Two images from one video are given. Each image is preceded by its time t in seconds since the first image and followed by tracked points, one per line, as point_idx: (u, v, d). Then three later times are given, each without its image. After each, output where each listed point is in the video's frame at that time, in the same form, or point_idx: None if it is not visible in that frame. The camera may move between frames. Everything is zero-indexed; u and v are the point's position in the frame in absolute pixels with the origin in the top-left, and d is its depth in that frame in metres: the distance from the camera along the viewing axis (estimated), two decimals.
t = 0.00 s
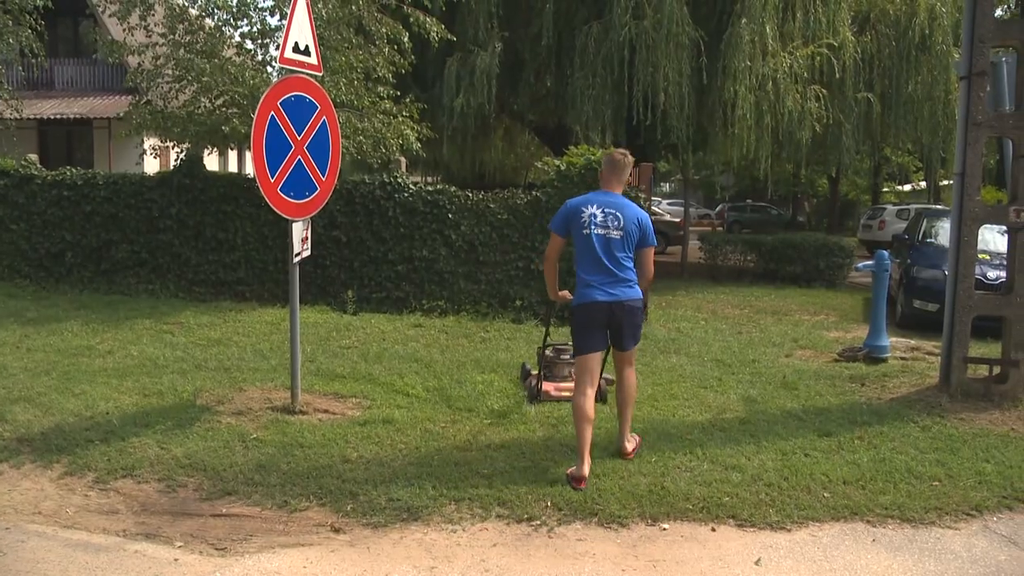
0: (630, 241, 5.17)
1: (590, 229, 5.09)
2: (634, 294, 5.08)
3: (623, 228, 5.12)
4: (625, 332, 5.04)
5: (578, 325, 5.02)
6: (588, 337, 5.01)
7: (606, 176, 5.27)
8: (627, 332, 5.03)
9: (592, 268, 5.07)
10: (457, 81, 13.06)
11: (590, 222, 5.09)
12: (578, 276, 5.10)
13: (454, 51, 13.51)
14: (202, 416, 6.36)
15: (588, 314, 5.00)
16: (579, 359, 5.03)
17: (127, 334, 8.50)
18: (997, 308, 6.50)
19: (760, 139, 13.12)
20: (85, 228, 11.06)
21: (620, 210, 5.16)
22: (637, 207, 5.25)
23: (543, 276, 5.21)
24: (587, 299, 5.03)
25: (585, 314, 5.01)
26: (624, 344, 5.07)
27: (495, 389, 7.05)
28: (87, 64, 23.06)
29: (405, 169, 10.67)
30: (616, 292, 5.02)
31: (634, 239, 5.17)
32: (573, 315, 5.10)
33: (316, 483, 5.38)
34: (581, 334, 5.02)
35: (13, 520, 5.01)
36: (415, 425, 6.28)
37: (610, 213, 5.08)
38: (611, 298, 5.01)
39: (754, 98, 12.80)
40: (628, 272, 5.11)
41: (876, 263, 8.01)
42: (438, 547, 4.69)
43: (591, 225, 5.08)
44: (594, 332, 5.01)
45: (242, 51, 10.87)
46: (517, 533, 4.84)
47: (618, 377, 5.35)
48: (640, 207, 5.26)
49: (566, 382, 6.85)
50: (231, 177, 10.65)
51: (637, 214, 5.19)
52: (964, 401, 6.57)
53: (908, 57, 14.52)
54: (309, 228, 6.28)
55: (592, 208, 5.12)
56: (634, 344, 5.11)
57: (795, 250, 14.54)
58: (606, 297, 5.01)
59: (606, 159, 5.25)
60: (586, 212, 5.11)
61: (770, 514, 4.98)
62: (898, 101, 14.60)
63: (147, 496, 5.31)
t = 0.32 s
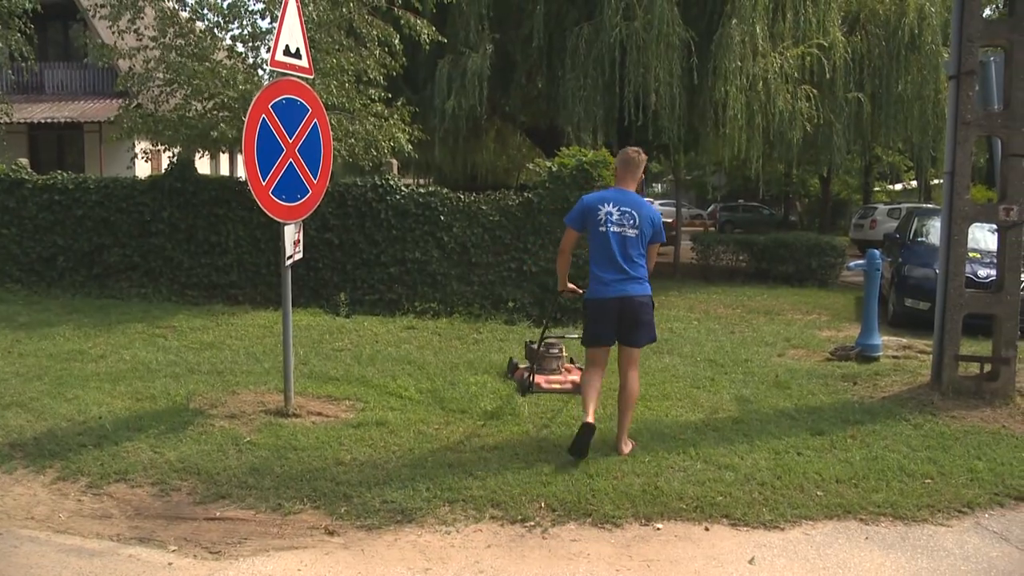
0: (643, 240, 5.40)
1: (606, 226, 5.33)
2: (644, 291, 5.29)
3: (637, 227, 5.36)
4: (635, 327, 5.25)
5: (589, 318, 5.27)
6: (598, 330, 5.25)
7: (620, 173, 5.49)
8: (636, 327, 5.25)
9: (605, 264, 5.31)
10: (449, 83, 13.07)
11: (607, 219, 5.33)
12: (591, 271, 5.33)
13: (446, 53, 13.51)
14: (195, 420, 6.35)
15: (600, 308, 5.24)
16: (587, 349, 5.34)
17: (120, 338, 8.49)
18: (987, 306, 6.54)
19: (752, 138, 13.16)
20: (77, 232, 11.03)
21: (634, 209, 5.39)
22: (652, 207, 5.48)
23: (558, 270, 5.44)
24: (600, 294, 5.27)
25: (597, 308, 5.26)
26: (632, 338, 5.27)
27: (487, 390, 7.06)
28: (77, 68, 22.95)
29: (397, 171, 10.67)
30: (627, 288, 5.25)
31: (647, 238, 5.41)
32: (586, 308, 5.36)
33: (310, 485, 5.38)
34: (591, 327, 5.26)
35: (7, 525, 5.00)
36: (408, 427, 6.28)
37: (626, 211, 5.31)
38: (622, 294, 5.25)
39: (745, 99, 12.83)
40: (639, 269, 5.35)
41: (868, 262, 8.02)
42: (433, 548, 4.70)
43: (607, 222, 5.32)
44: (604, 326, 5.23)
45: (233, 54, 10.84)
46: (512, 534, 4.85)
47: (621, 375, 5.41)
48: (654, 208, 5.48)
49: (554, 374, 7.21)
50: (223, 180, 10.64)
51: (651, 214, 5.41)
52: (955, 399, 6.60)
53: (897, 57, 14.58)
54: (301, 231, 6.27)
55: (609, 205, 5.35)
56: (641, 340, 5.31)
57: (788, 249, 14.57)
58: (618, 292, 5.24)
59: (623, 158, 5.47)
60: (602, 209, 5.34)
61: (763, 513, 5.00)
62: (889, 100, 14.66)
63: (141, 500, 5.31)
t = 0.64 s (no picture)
0: (659, 236, 5.57)
1: (624, 223, 5.50)
2: (660, 284, 5.43)
3: (653, 223, 5.54)
4: (650, 320, 5.39)
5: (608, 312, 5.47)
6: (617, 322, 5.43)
7: (629, 175, 5.72)
8: (651, 319, 5.38)
9: (623, 260, 5.47)
10: (454, 83, 13.07)
11: (624, 217, 5.50)
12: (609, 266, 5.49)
13: (451, 52, 13.51)
14: (203, 420, 6.37)
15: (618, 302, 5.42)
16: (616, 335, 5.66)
17: (128, 339, 8.51)
18: (995, 303, 6.52)
19: (758, 136, 13.14)
20: (84, 233, 11.06)
21: (650, 207, 5.58)
22: (666, 206, 5.67)
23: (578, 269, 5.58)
24: (617, 289, 5.45)
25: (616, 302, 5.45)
26: (647, 330, 5.39)
27: (495, 389, 7.06)
28: (84, 70, 23.02)
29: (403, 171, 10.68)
30: (643, 281, 5.40)
31: (663, 234, 5.58)
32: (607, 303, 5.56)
33: (318, 484, 5.39)
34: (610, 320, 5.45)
35: (17, 524, 5.02)
36: (415, 426, 6.29)
37: (643, 209, 5.50)
38: (639, 288, 5.40)
39: (751, 97, 12.82)
40: (656, 263, 5.50)
41: (874, 259, 7.99)
42: (441, 547, 4.70)
43: (625, 220, 5.50)
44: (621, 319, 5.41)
45: (237, 54, 10.80)
46: (520, 532, 4.85)
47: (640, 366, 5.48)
48: (668, 206, 5.67)
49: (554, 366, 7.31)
50: (229, 181, 10.66)
51: (666, 211, 5.60)
52: (964, 397, 6.58)
53: (903, 53, 14.55)
54: (308, 231, 6.29)
55: (627, 205, 5.54)
56: (657, 331, 5.41)
57: (794, 247, 14.55)
58: (634, 286, 5.40)
59: (634, 160, 5.69)
60: (621, 209, 5.53)
61: (771, 511, 4.99)
62: (895, 97, 14.63)
63: (149, 500, 5.32)
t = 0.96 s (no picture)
0: (682, 230, 6.02)
1: (651, 223, 5.92)
2: (692, 276, 5.89)
3: (676, 219, 6.00)
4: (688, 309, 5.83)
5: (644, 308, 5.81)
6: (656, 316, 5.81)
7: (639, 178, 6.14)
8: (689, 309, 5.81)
9: (655, 257, 5.87)
10: (471, 85, 13.09)
11: (650, 217, 5.93)
12: (644, 265, 5.88)
13: (467, 55, 13.52)
14: (221, 421, 6.39)
15: (656, 296, 5.80)
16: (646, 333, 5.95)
17: (146, 340, 8.56)
18: (1017, 306, 6.46)
19: (775, 139, 13.09)
20: (103, 235, 11.14)
21: (669, 205, 6.04)
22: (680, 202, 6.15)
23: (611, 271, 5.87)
24: (653, 284, 5.83)
25: (652, 297, 5.81)
26: (687, 319, 5.82)
27: (512, 391, 7.04)
28: (104, 73, 23.16)
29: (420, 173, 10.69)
30: (679, 274, 5.83)
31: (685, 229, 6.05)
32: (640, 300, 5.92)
33: (335, 486, 5.40)
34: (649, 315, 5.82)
35: (37, 524, 5.06)
36: (432, 428, 6.29)
37: (666, 207, 5.95)
38: (674, 280, 5.83)
39: (768, 99, 12.77)
40: (685, 257, 5.94)
41: (893, 262, 7.94)
42: (458, 550, 4.70)
43: (651, 219, 5.92)
44: (660, 313, 5.80)
45: (256, 57, 10.93)
46: (537, 536, 4.85)
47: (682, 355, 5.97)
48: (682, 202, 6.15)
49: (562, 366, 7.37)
50: (247, 183, 10.69)
51: (683, 207, 6.08)
52: (984, 401, 6.53)
53: (923, 54, 14.47)
54: (325, 233, 6.30)
55: (649, 206, 5.96)
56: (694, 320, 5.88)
57: (811, 250, 14.48)
58: (671, 279, 5.81)
59: (644, 163, 6.13)
60: (645, 210, 5.94)
61: (789, 514, 4.97)
62: (914, 98, 14.54)
63: (168, 501, 5.35)
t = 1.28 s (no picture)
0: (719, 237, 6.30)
1: (698, 229, 6.12)
2: (729, 282, 6.21)
3: (717, 227, 6.25)
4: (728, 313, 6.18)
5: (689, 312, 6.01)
6: (699, 319, 6.06)
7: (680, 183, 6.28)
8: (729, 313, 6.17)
9: (699, 262, 6.10)
10: (497, 91, 13.11)
11: (698, 224, 6.11)
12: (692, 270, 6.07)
13: (494, 61, 13.54)
14: (249, 425, 6.43)
15: (701, 300, 6.06)
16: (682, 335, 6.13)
17: (175, 345, 8.63)
18: None
19: (803, 144, 13.00)
20: (133, 240, 11.27)
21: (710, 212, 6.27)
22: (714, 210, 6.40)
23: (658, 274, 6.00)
24: (700, 290, 6.06)
25: (697, 302, 6.05)
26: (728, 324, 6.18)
27: (539, 397, 7.04)
28: (135, 80, 23.42)
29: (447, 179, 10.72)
30: (723, 281, 6.14)
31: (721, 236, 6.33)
32: (680, 302, 6.13)
33: (362, 491, 5.41)
34: (695, 319, 6.03)
35: (69, 526, 5.12)
36: (459, 434, 6.29)
37: (711, 215, 6.16)
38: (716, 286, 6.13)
39: (796, 104, 12.70)
40: (723, 264, 6.25)
41: (924, 268, 7.87)
42: (485, 555, 4.70)
43: (699, 226, 6.11)
44: (703, 317, 6.06)
45: (285, 64, 10.95)
46: (564, 542, 4.83)
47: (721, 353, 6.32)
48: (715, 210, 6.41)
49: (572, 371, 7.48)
50: (276, 190, 10.76)
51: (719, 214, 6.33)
52: (1019, 410, 6.45)
53: (953, 59, 14.34)
54: (353, 239, 6.31)
55: (695, 212, 6.15)
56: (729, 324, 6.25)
57: (840, 256, 14.37)
58: (717, 286, 6.10)
59: (686, 169, 6.29)
60: (692, 216, 6.12)
61: (818, 523, 4.92)
62: (944, 103, 14.40)
63: (196, 504, 5.39)
